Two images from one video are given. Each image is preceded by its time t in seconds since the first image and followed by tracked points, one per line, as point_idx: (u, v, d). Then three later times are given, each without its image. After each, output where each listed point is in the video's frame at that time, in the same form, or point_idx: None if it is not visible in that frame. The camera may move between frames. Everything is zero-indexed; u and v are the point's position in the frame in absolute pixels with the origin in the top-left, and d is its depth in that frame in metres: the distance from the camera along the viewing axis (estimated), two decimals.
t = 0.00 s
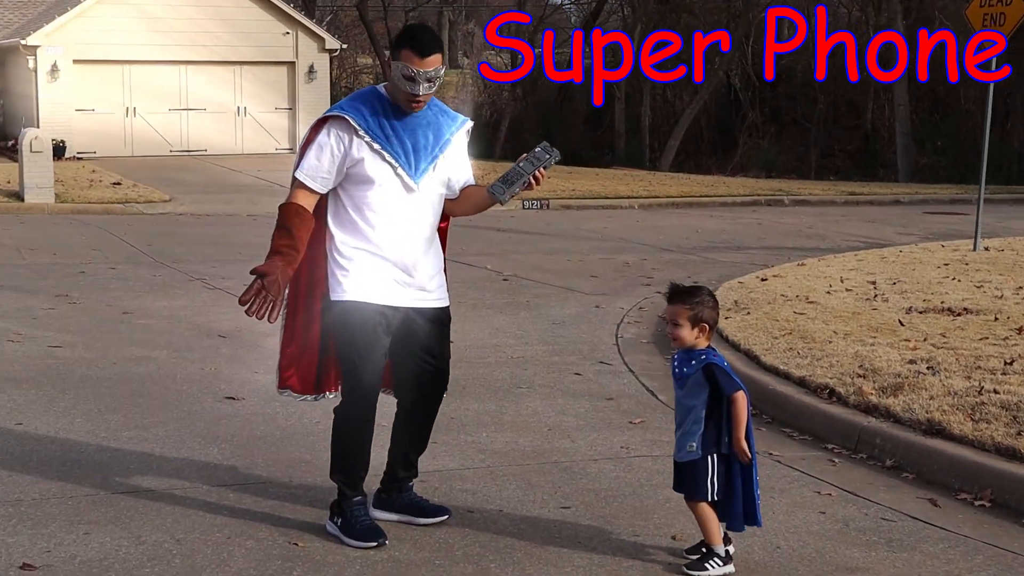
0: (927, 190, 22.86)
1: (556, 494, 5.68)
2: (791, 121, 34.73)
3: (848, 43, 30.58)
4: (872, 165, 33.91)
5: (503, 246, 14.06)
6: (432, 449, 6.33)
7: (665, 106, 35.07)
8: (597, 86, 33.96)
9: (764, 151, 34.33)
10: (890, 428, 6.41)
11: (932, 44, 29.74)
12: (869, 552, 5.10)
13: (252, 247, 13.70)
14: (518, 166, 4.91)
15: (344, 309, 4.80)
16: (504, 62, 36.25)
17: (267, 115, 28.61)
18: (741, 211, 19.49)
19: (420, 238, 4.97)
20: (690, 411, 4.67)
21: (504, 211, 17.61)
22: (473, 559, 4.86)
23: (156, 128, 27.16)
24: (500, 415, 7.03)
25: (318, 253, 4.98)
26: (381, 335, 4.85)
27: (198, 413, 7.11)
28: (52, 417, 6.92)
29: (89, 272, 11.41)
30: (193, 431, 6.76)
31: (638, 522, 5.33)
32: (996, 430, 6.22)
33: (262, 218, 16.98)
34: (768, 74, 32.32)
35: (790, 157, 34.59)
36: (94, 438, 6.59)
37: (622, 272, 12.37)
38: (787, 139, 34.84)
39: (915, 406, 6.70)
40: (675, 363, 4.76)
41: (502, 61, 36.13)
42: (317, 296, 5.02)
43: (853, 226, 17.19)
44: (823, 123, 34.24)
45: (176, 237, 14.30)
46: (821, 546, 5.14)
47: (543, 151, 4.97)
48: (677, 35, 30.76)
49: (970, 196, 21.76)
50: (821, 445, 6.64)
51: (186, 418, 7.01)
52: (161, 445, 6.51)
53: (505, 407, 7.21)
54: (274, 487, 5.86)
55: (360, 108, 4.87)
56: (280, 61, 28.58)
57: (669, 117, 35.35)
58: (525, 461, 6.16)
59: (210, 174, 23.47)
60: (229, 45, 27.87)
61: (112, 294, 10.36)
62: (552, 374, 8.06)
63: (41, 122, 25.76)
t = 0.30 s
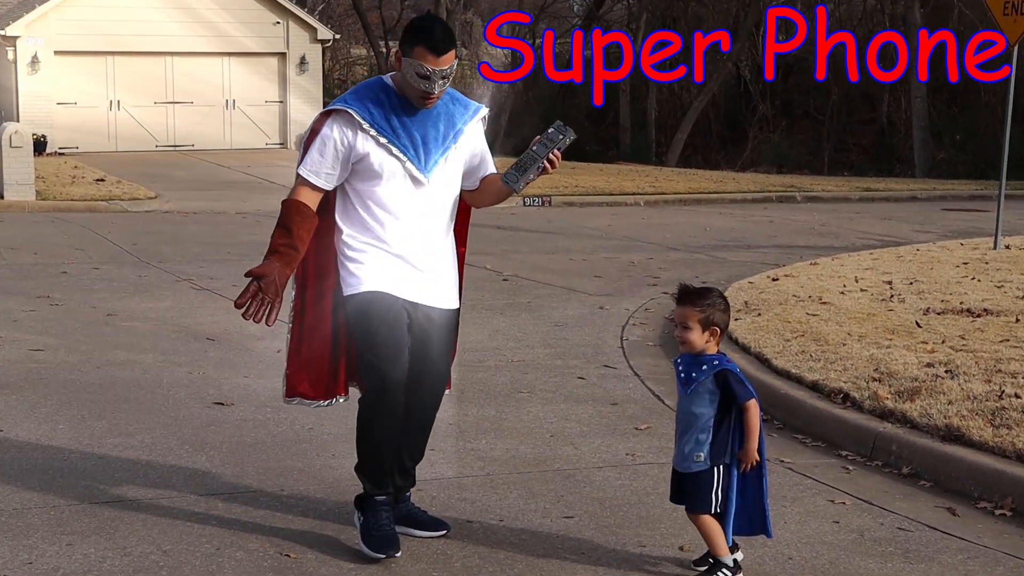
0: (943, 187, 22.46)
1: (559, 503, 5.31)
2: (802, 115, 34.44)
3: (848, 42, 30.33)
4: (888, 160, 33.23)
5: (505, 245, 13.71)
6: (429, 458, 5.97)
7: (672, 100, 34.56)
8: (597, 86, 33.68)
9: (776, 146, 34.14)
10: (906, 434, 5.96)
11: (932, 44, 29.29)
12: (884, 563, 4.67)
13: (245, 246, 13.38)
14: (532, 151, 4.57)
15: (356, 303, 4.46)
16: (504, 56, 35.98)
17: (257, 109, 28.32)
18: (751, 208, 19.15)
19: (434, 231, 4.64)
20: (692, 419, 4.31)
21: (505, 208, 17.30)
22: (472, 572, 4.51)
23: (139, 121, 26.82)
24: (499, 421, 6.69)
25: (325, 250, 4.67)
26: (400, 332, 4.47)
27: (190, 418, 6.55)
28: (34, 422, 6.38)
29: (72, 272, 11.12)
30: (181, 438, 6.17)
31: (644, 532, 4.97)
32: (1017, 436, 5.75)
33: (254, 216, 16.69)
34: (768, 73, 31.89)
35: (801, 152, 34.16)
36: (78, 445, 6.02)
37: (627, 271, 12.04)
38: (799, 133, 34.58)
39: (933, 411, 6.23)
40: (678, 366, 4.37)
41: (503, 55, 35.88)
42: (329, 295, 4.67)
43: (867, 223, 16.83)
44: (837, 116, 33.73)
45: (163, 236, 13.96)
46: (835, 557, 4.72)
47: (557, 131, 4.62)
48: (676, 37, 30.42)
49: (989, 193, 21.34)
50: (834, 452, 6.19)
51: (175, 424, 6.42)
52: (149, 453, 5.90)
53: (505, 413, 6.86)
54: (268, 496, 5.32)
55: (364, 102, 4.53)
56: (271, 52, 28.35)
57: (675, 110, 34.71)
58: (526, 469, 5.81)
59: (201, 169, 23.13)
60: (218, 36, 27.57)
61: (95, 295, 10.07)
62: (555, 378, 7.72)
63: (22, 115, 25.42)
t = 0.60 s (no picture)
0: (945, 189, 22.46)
1: (559, 505, 5.31)
2: (804, 117, 34.60)
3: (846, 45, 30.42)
4: (889, 162, 32.84)
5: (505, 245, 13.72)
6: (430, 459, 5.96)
7: (673, 101, 34.52)
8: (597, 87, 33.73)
9: (778, 147, 34.29)
10: (907, 436, 5.95)
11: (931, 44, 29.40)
12: (885, 565, 4.66)
13: (244, 246, 13.40)
14: (551, 152, 4.30)
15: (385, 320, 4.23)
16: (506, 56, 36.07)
17: (258, 109, 28.33)
18: (752, 209, 19.16)
19: (465, 240, 4.38)
20: (687, 425, 4.30)
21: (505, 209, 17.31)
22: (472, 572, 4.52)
23: (140, 121, 26.84)
24: (499, 422, 6.69)
25: (348, 258, 4.51)
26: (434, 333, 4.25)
27: (188, 418, 6.55)
28: (33, 422, 6.38)
29: (72, 272, 11.13)
30: (180, 438, 6.17)
31: (644, 533, 4.97)
32: (1018, 437, 5.75)
33: (254, 216, 16.69)
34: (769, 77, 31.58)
35: (802, 152, 34.22)
36: (77, 445, 6.02)
37: (627, 273, 12.03)
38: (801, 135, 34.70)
39: (933, 413, 6.23)
40: (674, 370, 4.36)
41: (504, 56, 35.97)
42: (356, 302, 4.52)
43: (868, 225, 16.83)
44: (838, 117, 33.75)
45: (162, 236, 13.97)
46: (835, 559, 4.71)
47: (576, 127, 4.30)
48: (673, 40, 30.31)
49: (990, 195, 21.34)
50: (835, 454, 6.19)
51: (174, 424, 6.42)
52: (147, 453, 5.90)
53: (505, 414, 6.86)
54: (268, 496, 5.31)
55: (382, 106, 4.38)
56: (272, 52, 28.33)
57: (676, 111, 34.63)
58: (526, 471, 5.80)
59: (200, 169, 23.14)
60: (219, 36, 27.53)
61: (95, 295, 10.07)
62: (555, 379, 7.71)
63: (22, 115, 25.42)
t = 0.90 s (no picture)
0: (945, 189, 22.45)
1: (559, 505, 5.31)
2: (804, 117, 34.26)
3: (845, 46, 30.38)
4: (889, 163, 32.99)
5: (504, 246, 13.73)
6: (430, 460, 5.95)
7: (673, 101, 34.37)
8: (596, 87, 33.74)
9: (778, 148, 34.39)
10: (907, 437, 5.95)
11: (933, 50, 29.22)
12: (884, 566, 4.67)
13: (243, 245, 13.41)
14: (578, 153, 4.23)
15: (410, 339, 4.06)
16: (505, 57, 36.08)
17: (257, 110, 28.34)
18: (752, 210, 19.15)
19: (494, 247, 4.24)
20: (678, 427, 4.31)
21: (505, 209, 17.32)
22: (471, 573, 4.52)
23: (140, 121, 26.85)
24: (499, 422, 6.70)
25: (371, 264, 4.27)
26: (454, 356, 4.09)
27: (188, 418, 6.55)
28: (32, 422, 6.38)
29: (72, 272, 11.13)
30: (180, 438, 6.17)
31: (644, 535, 4.97)
32: (1016, 439, 5.75)
33: (254, 216, 16.68)
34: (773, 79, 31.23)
35: (803, 154, 34.29)
36: (76, 445, 6.01)
37: (627, 273, 12.03)
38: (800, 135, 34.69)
39: (932, 413, 6.23)
40: (667, 372, 4.38)
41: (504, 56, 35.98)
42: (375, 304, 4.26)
43: (868, 226, 16.84)
44: (838, 118, 33.73)
45: (162, 236, 13.98)
46: (834, 560, 4.72)
47: (604, 127, 4.27)
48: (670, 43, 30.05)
49: (991, 196, 21.33)
50: (834, 455, 6.18)
51: (174, 424, 6.42)
52: (147, 453, 5.90)
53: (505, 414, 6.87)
54: (268, 496, 5.32)
55: (404, 105, 4.19)
56: (271, 52, 28.29)
57: (677, 112, 34.55)
58: (525, 472, 5.79)
59: (200, 169, 23.13)
60: (219, 37, 27.54)
61: (95, 295, 10.07)
62: (554, 379, 7.72)
63: (22, 115, 25.41)
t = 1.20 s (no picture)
0: (942, 190, 22.48)
1: (555, 506, 5.31)
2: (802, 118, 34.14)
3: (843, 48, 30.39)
4: (888, 165, 33.14)
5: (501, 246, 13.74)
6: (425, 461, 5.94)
7: (671, 102, 34.35)
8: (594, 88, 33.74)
9: (775, 150, 34.46)
10: (904, 438, 5.95)
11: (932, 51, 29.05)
12: (881, 568, 4.67)
13: (241, 245, 13.42)
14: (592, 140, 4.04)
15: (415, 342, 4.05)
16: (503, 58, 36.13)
17: (255, 109, 28.34)
18: (750, 211, 19.18)
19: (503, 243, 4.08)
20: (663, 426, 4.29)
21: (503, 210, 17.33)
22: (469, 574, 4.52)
23: (138, 122, 26.83)
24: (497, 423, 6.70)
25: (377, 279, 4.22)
26: (464, 361, 4.08)
27: (185, 419, 6.55)
28: (29, 422, 6.38)
29: (70, 272, 11.13)
30: (178, 438, 6.17)
31: (641, 536, 4.96)
32: (1013, 440, 5.76)
33: (251, 216, 16.68)
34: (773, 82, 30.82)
35: (801, 155, 34.38)
36: (72, 445, 6.01)
37: (625, 274, 12.04)
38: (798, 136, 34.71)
39: (929, 415, 6.24)
40: (646, 373, 4.36)
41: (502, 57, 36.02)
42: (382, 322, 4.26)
43: (866, 228, 16.86)
44: (835, 119, 33.79)
45: (159, 236, 13.97)
46: (832, 561, 4.72)
47: (620, 111, 4.06)
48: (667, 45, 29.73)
49: (989, 197, 21.36)
50: (831, 456, 6.19)
51: (171, 424, 6.42)
52: (143, 453, 5.90)
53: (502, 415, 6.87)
54: (264, 497, 5.31)
55: (415, 89, 4.03)
56: (269, 52, 28.29)
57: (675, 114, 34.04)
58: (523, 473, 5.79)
59: (197, 169, 23.13)
60: (218, 37, 27.55)
61: (92, 295, 10.06)
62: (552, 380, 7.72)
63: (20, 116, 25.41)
